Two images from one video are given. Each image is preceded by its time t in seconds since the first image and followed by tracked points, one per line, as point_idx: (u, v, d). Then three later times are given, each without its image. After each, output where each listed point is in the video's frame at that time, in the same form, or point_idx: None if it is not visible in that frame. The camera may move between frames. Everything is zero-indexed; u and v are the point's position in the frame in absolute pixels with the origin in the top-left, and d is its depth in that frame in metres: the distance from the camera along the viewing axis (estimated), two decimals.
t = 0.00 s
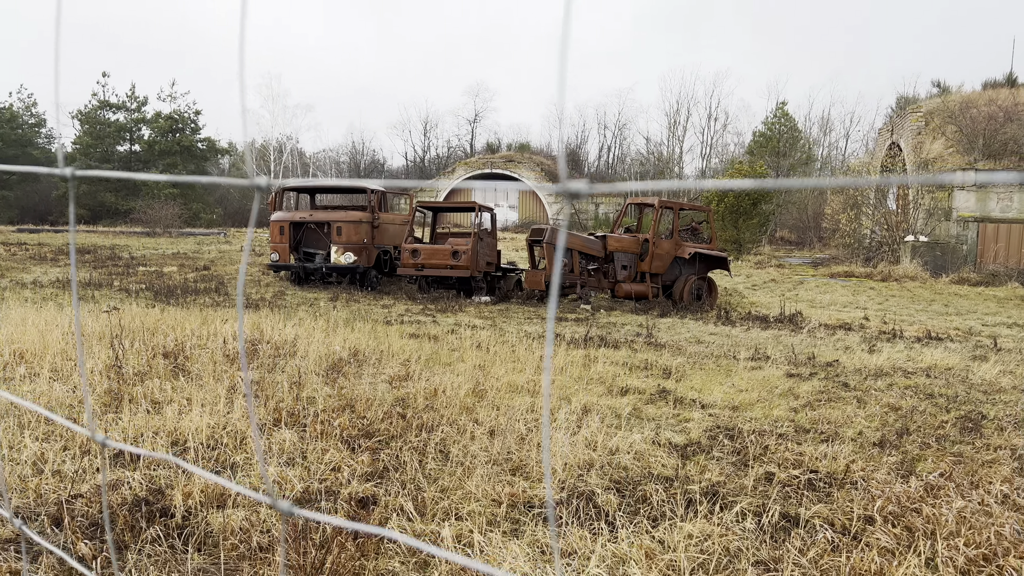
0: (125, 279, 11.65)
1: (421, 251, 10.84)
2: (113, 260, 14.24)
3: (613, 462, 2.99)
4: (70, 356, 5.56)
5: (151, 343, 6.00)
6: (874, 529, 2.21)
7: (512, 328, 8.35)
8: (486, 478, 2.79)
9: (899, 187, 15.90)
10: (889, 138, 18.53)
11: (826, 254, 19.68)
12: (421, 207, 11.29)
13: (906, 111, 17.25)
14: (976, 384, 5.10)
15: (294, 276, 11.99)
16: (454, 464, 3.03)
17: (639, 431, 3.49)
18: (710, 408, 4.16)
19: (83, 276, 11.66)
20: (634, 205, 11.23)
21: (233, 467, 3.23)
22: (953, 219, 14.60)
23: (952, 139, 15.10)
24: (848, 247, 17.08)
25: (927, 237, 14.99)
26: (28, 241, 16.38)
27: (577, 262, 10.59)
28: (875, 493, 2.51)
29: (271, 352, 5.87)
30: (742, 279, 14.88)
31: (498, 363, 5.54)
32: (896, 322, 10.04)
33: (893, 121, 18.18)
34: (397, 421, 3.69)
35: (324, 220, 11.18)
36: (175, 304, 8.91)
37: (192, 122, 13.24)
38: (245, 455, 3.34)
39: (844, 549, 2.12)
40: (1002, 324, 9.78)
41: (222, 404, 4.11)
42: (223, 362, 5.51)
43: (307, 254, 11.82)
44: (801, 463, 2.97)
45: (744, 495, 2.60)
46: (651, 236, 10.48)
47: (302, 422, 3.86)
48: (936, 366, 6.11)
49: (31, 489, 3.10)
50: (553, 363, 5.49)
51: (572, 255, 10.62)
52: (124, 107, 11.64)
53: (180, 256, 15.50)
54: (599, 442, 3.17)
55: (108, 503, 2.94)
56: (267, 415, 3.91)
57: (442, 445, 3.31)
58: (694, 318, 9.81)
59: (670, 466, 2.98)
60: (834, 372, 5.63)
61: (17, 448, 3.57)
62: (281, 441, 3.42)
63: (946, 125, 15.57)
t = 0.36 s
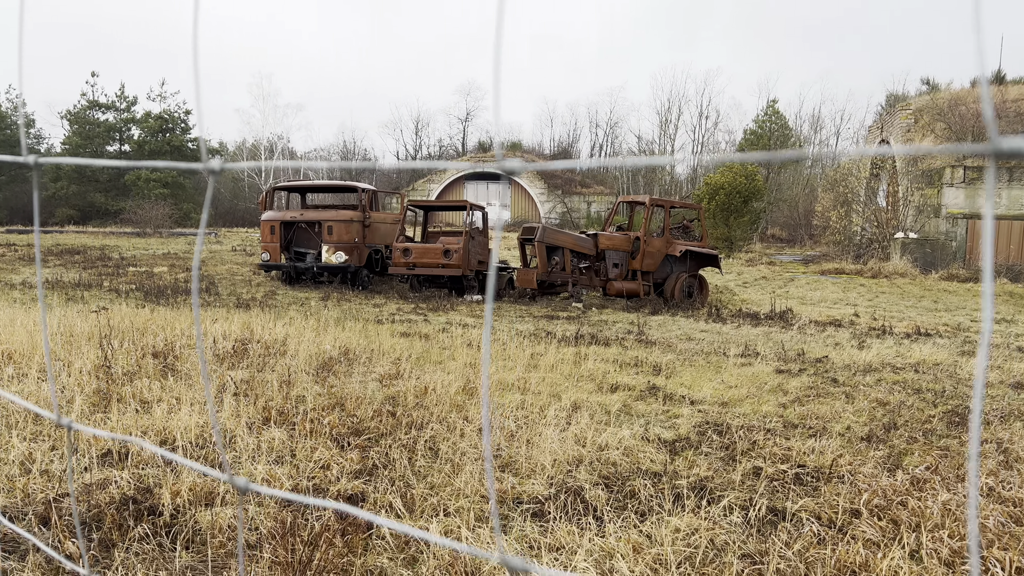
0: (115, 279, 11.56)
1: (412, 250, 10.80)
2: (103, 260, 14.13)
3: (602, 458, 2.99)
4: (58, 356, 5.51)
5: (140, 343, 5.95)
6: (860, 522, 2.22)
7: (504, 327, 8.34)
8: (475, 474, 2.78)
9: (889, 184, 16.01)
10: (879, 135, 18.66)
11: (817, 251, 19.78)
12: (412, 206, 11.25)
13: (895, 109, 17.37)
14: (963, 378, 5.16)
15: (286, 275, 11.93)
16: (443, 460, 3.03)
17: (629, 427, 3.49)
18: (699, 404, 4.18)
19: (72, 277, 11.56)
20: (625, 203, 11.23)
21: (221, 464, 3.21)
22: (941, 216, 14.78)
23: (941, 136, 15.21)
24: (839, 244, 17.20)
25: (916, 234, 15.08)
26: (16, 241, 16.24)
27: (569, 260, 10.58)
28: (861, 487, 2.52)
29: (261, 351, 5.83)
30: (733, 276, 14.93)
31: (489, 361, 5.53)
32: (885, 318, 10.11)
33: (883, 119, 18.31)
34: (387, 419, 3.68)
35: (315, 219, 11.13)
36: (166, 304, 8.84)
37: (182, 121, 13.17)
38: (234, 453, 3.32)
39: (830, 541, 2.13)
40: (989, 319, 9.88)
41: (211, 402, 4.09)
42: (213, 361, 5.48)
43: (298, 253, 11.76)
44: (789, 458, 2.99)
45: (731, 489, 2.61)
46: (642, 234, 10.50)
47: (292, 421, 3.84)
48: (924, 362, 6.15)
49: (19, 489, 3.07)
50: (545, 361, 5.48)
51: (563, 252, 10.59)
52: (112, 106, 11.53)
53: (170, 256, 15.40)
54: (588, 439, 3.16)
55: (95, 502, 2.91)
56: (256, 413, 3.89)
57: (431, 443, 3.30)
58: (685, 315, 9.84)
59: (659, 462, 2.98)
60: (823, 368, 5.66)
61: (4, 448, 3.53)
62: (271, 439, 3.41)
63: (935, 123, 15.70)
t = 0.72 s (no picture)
0: (99, 278, 11.43)
1: (400, 248, 10.74)
2: (87, 258, 13.96)
3: (587, 455, 2.99)
4: (41, 355, 5.43)
5: (125, 342, 5.88)
6: (842, 516, 2.24)
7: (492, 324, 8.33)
8: (461, 471, 2.77)
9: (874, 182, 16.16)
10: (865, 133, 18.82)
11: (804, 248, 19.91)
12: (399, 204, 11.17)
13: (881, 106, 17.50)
14: (945, 374, 5.22)
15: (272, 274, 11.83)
16: (430, 456, 3.01)
17: (615, 424, 3.49)
18: (686, 400, 4.19)
19: (55, 275, 11.41)
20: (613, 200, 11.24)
21: (205, 463, 3.17)
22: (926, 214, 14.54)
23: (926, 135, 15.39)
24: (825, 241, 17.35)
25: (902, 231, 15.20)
26: None
27: (556, 258, 10.57)
28: (843, 482, 2.54)
29: (247, 350, 5.78)
30: (720, 274, 15.00)
31: (476, 358, 5.52)
32: (871, 315, 10.20)
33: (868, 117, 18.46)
34: (373, 417, 3.65)
35: (302, 217, 11.05)
36: (151, 303, 8.74)
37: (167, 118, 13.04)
38: (218, 451, 3.28)
39: (812, 536, 2.15)
40: (973, 315, 9.99)
41: (195, 401, 4.05)
42: (198, 360, 5.43)
43: (285, 251, 11.68)
44: (773, 454, 3.00)
45: (716, 485, 2.63)
46: (630, 231, 10.50)
47: (277, 419, 3.81)
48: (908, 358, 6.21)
49: None
50: (532, 358, 5.47)
51: (551, 250, 10.59)
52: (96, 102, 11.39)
53: (156, 254, 15.23)
54: (574, 435, 3.17)
55: (78, 502, 2.86)
56: (241, 412, 3.85)
57: (417, 440, 3.29)
58: (673, 313, 9.88)
59: (644, 459, 2.99)
60: (808, 364, 5.69)
61: None
62: (255, 438, 3.37)
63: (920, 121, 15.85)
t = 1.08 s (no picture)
0: (91, 273, 11.33)
1: (394, 243, 10.69)
2: (79, 254, 13.84)
3: (582, 452, 2.97)
4: (32, 352, 5.38)
5: (117, 338, 5.83)
6: (838, 513, 2.24)
7: (487, 320, 8.31)
8: (456, 469, 2.75)
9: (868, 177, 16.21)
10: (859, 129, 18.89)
11: (798, 243, 19.95)
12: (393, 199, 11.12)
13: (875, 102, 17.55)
14: (940, 369, 5.25)
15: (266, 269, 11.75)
16: (425, 454, 2.98)
17: (610, 421, 3.48)
18: (681, 396, 4.19)
19: (47, 271, 11.31)
20: (607, 195, 11.20)
21: (196, 461, 3.14)
22: (920, 209, 14.62)
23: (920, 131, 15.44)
24: (819, 236, 17.41)
25: (896, 226, 15.19)
26: None
27: (551, 253, 10.58)
28: (839, 480, 2.54)
29: (240, 346, 5.74)
30: (714, 269, 15.02)
31: (470, 355, 5.49)
32: (865, 310, 10.23)
33: (863, 113, 18.52)
34: (367, 414, 3.63)
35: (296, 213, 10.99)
36: (143, 299, 8.68)
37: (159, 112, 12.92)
38: (210, 449, 3.25)
39: (807, 533, 2.14)
40: (966, 310, 10.04)
41: (188, 397, 4.01)
42: (191, 356, 5.38)
43: (278, 246, 11.61)
44: (769, 451, 2.99)
45: (712, 482, 2.62)
46: (624, 227, 10.50)
47: (271, 416, 3.78)
48: (903, 353, 6.23)
49: None
50: (526, 354, 5.45)
51: (545, 246, 10.56)
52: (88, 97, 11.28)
53: (148, 250, 15.13)
54: (569, 432, 3.15)
55: (68, 500, 2.83)
56: (234, 409, 3.82)
57: (411, 438, 3.26)
58: (668, 308, 9.88)
59: (639, 455, 2.98)
60: (802, 360, 5.69)
61: None
62: (247, 436, 3.34)
63: (914, 116, 15.92)
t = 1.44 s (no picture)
0: (86, 276, 11.24)
1: (390, 244, 10.61)
2: (73, 257, 13.74)
3: (588, 458, 2.94)
4: (26, 357, 5.31)
5: (112, 343, 5.76)
6: (850, 519, 2.22)
7: (485, 322, 8.27)
8: (462, 477, 2.71)
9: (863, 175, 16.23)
10: (854, 127, 18.93)
11: (793, 242, 19.97)
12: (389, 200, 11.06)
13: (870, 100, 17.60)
14: (942, 369, 5.23)
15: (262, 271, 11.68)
16: (430, 460, 2.94)
17: (615, 425, 3.45)
18: (683, 399, 4.16)
19: (40, 274, 11.22)
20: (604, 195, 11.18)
21: (196, 471, 3.10)
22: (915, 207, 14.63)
23: (915, 128, 15.51)
24: (815, 235, 17.43)
25: (891, 225, 15.03)
26: None
27: (548, 254, 10.57)
28: (849, 484, 2.52)
29: (238, 350, 5.68)
30: (711, 268, 15.00)
31: (469, 358, 5.44)
32: (863, 309, 10.21)
33: (858, 111, 18.56)
34: (368, 420, 3.59)
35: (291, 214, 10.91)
36: (139, 302, 8.61)
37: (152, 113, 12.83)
38: (210, 457, 3.21)
39: (820, 542, 2.11)
40: (964, 309, 10.04)
41: (186, 404, 3.96)
42: (188, 361, 5.32)
43: (274, 248, 11.53)
44: (776, 454, 2.96)
45: (720, 488, 2.59)
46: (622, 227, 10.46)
47: (271, 423, 3.73)
48: (904, 353, 6.21)
49: None
50: (526, 357, 5.41)
51: (543, 246, 10.50)
52: (81, 98, 11.19)
53: (143, 252, 15.03)
54: (574, 437, 3.12)
55: (66, 513, 2.78)
56: (233, 416, 3.77)
57: (413, 444, 3.22)
58: (666, 308, 9.84)
59: (645, 460, 2.94)
60: (804, 361, 5.65)
61: None
62: (248, 444, 3.30)
63: (909, 114, 15.97)
